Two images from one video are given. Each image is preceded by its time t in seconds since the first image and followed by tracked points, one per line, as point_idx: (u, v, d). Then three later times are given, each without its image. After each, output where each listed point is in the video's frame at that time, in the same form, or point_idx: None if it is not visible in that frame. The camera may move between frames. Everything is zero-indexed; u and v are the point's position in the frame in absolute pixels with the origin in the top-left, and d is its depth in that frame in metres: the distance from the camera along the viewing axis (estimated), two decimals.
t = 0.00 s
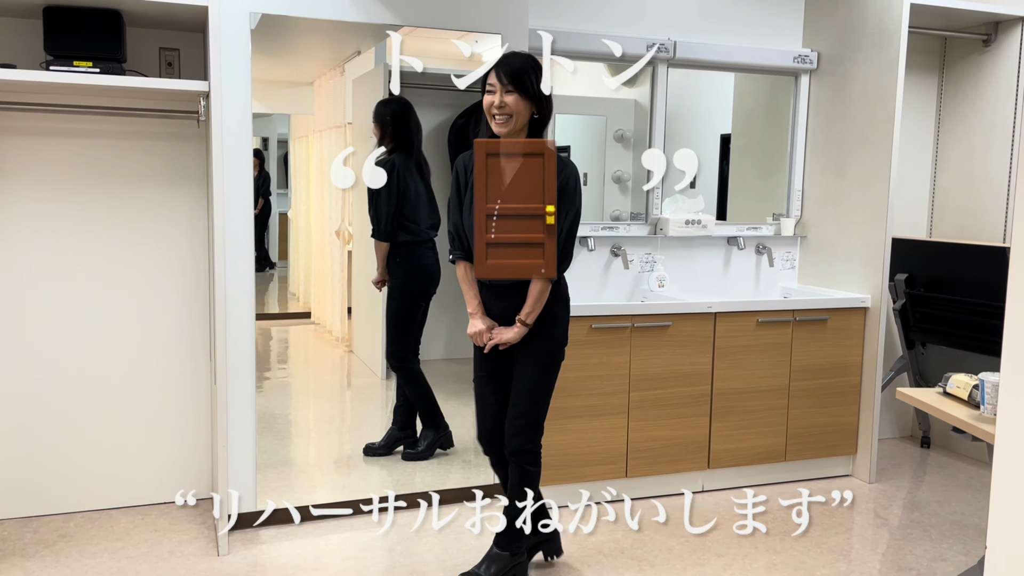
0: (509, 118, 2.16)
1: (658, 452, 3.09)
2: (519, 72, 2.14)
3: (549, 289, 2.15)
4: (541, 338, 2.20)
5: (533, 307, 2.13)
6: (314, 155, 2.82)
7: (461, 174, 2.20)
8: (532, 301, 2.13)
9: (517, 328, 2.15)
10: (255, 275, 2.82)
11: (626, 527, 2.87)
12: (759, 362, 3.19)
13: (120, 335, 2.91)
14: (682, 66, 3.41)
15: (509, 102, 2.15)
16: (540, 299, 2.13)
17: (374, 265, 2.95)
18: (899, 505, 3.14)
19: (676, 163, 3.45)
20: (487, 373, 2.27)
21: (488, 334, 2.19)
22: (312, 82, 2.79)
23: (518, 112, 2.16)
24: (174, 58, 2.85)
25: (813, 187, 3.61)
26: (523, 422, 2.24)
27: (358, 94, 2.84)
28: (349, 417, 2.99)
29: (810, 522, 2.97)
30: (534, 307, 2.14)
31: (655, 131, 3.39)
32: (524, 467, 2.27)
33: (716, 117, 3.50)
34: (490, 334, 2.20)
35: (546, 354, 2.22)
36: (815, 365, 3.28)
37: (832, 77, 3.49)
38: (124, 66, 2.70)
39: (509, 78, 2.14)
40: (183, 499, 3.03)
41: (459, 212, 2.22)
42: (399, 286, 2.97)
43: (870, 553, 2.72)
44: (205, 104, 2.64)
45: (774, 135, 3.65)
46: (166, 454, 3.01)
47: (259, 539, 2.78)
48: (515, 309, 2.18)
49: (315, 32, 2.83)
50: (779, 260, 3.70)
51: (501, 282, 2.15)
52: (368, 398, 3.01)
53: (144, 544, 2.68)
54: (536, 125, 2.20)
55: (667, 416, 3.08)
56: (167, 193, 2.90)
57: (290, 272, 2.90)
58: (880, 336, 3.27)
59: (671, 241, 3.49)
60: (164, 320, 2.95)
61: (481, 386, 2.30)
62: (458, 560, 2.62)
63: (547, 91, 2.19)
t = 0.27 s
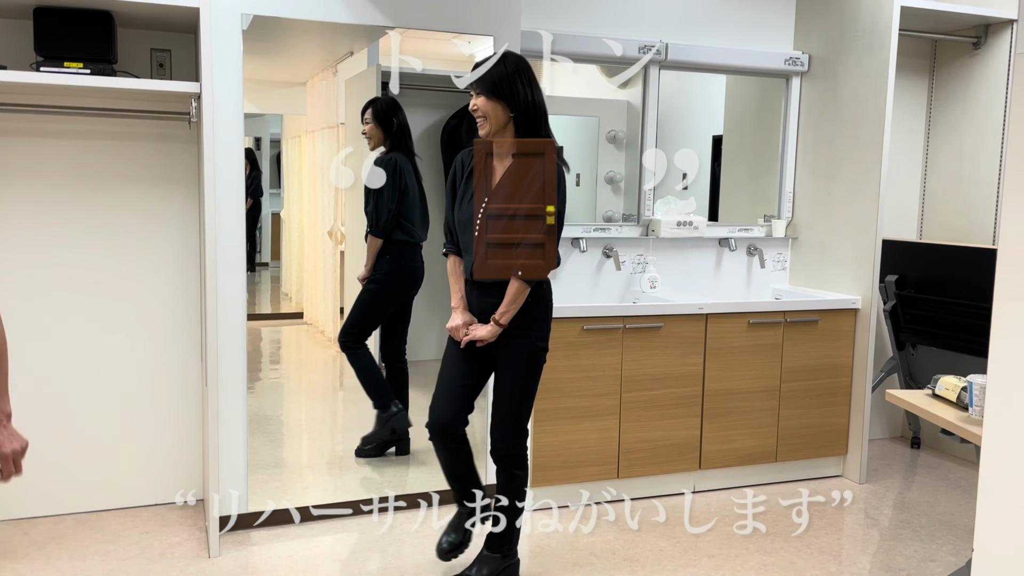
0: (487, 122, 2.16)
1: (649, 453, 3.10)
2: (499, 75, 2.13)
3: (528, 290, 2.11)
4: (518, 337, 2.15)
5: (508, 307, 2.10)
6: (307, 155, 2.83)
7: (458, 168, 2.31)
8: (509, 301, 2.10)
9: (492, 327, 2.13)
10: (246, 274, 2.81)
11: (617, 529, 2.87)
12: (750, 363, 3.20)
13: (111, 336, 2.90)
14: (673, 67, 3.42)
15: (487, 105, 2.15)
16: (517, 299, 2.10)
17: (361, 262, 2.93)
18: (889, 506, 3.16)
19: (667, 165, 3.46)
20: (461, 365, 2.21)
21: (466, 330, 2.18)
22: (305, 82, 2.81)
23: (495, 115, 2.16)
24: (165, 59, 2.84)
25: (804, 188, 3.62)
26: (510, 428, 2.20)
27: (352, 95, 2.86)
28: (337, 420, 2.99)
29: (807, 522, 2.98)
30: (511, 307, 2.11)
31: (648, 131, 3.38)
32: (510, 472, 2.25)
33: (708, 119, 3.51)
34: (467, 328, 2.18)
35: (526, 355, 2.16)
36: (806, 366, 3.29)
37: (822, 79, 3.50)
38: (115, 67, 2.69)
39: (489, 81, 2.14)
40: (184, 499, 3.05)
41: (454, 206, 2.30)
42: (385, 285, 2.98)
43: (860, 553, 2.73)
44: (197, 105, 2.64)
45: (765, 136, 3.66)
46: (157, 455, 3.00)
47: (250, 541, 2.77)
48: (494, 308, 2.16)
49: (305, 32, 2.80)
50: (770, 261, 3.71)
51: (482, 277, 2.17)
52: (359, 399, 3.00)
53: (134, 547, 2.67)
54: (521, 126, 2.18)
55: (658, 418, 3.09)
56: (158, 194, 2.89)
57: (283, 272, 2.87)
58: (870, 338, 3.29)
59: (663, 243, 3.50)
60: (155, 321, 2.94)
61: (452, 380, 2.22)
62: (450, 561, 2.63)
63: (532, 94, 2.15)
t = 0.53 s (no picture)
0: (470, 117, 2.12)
1: (637, 448, 3.11)
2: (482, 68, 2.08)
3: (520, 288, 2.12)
4: (507, 335, 2.16)
5: (499, 305, 2.11)
6: (296, 153, 2.83)
7: (438, 163, 2.26)
8: (500, 300, 2.10)
9: (481, 325, 2.13)
10: (233, 271, 2.79)
11: (605, 523, 2.88)
12: (737, 358, 3.22)
13: (97, 331, 2.89)
14: (661, 65, 3.44)
15: (470, 100, 2.10)
16: (507, 299, 2.10)
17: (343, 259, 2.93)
18: (875, 500, 3.18)
19: (655, 162, 3.48)
20: (442, 362, 2.17)
21: (452, 326, 2.16)
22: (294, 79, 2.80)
23: (477, 110, 2.11)
24: (152, 53, 2.84)
25: (791, 186, 3.64)
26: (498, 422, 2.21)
27: (340, 94, 2.87)
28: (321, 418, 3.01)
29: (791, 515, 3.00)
30: (500, 306, 2.11)
31: (636, 128, 3.39)
32: (497, 467, 2.25)
33: (696, 117, 3.54)
34: (452, 326, 2.16)
35: (513, 352, 2.17)
36: (793, 362, 3.31)
37: (809, 77, 3.52)
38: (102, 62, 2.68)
39: (471, 74, 2.09)
40: (168, 495, 3.04)
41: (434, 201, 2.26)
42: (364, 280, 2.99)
43: (845, 547, 2.75)
44: (183, 101, 2.63)
45: (752, 134, 3.69)
46: (143, 451, 2.99)
47: (237, 537, 2.77)
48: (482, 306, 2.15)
49: (295, 27, 2.81)
50: (757, 258, 3.72)
51: (468, 276, 2.15)
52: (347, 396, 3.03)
53: (121, 542, 2.66)
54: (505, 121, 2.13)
55: (646, 413, 3.10)
56: (144, 190, 2.88)
57: (272, 270, 2.86)
58: (856, 335, 3.31)
59: (651, 239, 3.51)
60: (142, 316, 2.93)
61: (427, 374, 2.16)
62: (438, 556, 2.63)
63: (517, 88, 2.10)
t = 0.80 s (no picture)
0: (423, 106, 2.02)
1: (600, 437, 3.12)
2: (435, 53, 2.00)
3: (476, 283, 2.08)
4: (459, 330, 2.13)
5: (456, 302, 2.06)
6: (256, 146, 2.87)
7: (382, 153, 2.13)
8: (456, 296, 2.05)
9: (438, 324, 2.07)
10: (189, 266, 2.67)
11: (568, 513, 2.89)
12: (698, 347, 3.24)
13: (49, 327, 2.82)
14: (622, 55, 3.44)
15: (422, 87, 2.00)
16: (464, 294, 2.06)
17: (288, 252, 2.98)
18: (834, 486, 3.23)
19: (618, 153, 3.50)
20: (394, 364, 2.12)
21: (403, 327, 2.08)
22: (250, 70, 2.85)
23: (430, 99, 2.02)
24: (103, 42, 2.77)
25: (751, 176, 3.67)
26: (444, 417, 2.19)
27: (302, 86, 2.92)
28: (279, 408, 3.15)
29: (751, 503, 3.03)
30: (456, 302, 2.06)
31: (599, 119, 3.41)
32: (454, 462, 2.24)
33: (657, 108, 3.56)
34: (404, 326, 2.08)
35: (467, 347, 2.14)
36: (753, 350, 3.35)
37: (768, 68, 3.55)
38: (50, 50, 2.61)
39: (422, 61, 1.99)
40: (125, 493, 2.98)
41: (378, 194, 2.13)
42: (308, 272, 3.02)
43: (805, 532, 2.79)
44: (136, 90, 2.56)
45: (713, 125, 3.71)
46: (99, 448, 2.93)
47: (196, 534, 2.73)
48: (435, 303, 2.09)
49: (253, 17, 2.76)
50: (718, 248, 3.75)
51: (423, 272, 2.07)
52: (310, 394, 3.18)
53: (75, 541, 2.60)
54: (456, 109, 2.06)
55: (609, 402, 3.11)
56: (96, 181, 2.82)
57: (234, 262, 2.89)
58: (815, 323, 3.35)
59: (614, 230, 3.51)
60: (95, 311, 2.87)
61: (384, 379, 2.13)
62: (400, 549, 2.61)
63: (469, 76, 2.05)
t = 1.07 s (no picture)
0: (342, 105, 1.99)
1: (545, 432, 3.15)
2: (347, 54, 1.97)
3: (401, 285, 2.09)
4: (387, 335, 2.12)
5: (383, 305, 2.06)
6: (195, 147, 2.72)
7: (296, 154, 2.06)
8: (383, 298, 2.06)
9: (365, 329, 2.06)
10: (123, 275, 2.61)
11: (514, 509, 2.92)
12: (640, 342, 3.30)
13: None
14: (562, 55, 3.47)
15: (339, 87, 1.97)
16: (390, 297, 2.06)
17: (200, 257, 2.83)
18: (773, 475, 3.32)
19: (562, 152, 3.53)
20: (317, 375, 2.08)
21: (327, 335, 2.04)
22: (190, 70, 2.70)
23: (351, 96, 2.00)
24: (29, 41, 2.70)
25: (690, 174, 3.75)
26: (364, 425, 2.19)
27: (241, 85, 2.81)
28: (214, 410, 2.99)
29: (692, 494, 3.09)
30: (383, 304, 2.06)
31: (540, 118, 3.44)
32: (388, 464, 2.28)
33: (597, 108, 3.60)
34: (327, 336, 2.04)
35: (392, 351, 2.14)
36: (694, 344, 3.41)
37: (705, 67, 3.63)
38: None
39: (343, 57, 1.97)
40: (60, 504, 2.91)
41: (293, 198, 2.06)
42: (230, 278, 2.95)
43: (744, 520, 2.86)
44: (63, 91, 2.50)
45: (652, 123, 3.77)
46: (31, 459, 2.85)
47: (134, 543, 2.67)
48: (359, 308, 2.08)
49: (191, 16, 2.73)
50: (659, 244, 3.82)
51: (348, 276, 2.04)
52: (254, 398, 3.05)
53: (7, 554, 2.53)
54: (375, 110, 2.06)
55: (553, 398, 3.15)
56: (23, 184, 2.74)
57: (175, 266, 2.76)
58: (752, 316, 3.44)
59: (556, 228, 3.55)
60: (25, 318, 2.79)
61: (311, 393, 2.09)
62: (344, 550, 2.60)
63: (389, 74, 2.05)
